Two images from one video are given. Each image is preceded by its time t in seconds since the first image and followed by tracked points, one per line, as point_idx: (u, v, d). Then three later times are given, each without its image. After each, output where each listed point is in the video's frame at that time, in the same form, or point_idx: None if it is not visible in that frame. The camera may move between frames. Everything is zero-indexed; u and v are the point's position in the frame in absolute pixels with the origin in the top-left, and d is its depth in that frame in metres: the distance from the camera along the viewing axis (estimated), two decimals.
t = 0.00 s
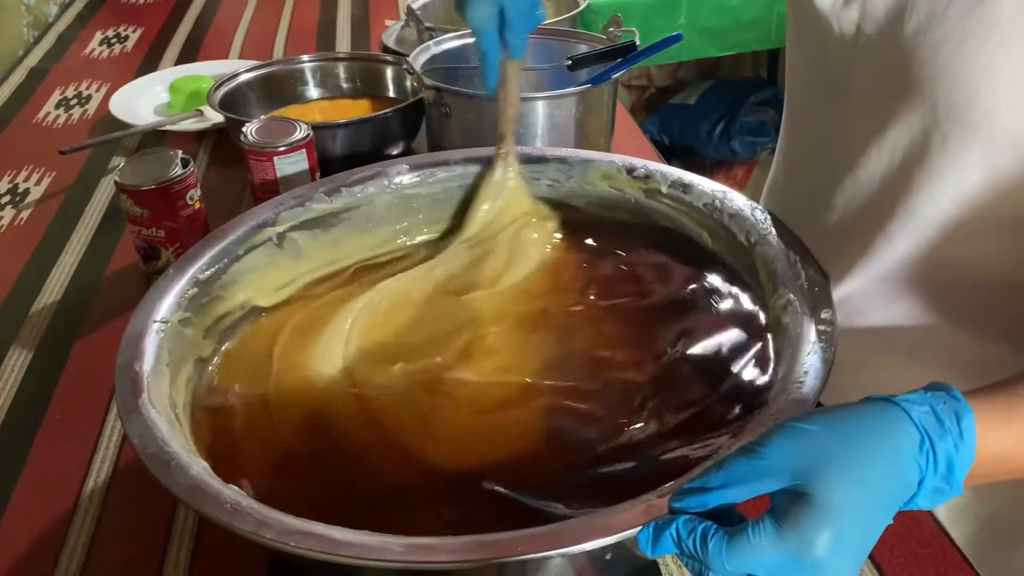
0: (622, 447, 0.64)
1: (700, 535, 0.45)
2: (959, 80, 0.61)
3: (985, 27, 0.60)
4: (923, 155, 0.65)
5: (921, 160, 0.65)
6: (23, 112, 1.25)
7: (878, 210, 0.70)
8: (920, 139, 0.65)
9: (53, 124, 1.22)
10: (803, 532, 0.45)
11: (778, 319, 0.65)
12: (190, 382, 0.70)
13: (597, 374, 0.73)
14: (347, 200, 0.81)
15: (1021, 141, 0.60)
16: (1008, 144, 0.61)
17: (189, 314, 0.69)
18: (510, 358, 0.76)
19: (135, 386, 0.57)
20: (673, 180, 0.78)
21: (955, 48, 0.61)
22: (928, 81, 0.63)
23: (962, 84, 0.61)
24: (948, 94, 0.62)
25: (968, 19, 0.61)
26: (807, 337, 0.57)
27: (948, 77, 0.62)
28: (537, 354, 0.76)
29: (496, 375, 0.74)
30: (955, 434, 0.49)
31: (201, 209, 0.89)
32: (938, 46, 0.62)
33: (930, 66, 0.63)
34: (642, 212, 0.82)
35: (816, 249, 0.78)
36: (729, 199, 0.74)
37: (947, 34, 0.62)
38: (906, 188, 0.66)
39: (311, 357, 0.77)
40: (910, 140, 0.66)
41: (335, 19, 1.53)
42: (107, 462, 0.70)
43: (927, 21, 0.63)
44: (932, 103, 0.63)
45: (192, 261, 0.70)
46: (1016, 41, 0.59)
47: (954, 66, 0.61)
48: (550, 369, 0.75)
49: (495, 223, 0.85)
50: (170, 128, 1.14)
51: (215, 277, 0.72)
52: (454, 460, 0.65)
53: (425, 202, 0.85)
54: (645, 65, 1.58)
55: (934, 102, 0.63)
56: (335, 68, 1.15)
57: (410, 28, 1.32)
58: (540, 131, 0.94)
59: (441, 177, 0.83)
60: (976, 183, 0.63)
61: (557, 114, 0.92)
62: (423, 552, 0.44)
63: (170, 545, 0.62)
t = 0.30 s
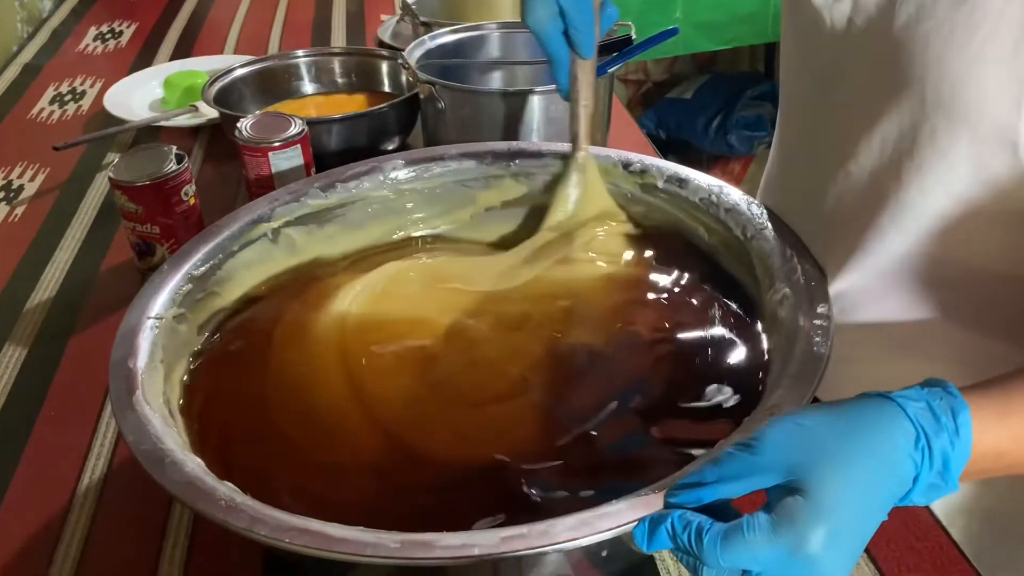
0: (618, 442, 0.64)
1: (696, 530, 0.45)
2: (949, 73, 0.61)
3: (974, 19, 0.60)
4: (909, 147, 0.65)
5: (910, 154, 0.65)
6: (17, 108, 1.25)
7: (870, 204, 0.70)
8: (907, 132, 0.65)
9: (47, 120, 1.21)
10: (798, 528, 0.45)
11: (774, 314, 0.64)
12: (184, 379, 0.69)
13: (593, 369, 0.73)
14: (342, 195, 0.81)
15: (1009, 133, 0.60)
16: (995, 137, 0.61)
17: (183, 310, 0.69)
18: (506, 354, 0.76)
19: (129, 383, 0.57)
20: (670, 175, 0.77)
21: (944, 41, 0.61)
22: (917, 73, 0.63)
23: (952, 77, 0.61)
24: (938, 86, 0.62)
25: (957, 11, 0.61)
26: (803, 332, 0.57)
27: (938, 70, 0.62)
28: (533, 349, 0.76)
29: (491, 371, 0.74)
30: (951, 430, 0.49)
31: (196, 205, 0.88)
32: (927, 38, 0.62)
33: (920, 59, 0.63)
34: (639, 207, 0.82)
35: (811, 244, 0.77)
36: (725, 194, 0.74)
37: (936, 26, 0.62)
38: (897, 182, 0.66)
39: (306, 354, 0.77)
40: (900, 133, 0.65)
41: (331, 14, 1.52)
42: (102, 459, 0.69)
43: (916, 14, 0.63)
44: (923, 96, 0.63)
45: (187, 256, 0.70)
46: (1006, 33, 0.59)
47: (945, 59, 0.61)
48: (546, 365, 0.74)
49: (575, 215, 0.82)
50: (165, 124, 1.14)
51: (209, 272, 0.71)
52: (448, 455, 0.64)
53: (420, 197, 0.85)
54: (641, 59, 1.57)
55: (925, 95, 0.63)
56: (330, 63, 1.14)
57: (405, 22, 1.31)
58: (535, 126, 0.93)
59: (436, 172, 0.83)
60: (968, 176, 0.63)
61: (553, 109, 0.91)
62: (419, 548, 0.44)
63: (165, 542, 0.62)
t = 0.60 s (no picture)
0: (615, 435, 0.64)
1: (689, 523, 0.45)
2: (940, 66, 0.61)
3: (963, 11, 0.60)
4: (903, 139, 0.65)
5: (905, 146, 0.65)
6: (12, 105, 1.25)
7: (865, 197, 0.69)
8: (901, 126, 0.65)
9: (41, 117, 1.21)
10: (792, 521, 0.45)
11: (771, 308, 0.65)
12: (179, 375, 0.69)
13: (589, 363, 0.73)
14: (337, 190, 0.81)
15: (998, 123, 0.60)
16: (983, 128, 0.60)
17: (178, 307, 0.68)
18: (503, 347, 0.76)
19: (124, 379, 0.57)
20: (668, 170, 0.78)
21: (934, 32, 0.61)
22: (908, 66, 0.63)
23: (943, 70, 0.61)
24: (929, 80, 0.62)
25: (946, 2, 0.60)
26: (801, 325, 0.57)
27: (928, 62, 0.62)
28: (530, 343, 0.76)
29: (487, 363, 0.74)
30: (945, 422, 0.49)
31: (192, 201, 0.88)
32: (917, 30, 0.62)
33: (910, 51, 0.63)
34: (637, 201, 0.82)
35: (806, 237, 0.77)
36: (721, 188, 0.74)
37: (926, 18, 0.62)
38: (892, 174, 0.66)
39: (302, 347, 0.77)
40: (892, 125, 0.65)
41: (326, 10, 1.52)
42: (98, 455, 0.69)
43: (906, 6, 0.63)
44: (915, 88, 0.63)
45: (181, 253, 0.70)
46: (995, 25, 0.59)
47: (935, 52, 0.61)
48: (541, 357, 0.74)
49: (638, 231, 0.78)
50: (160, 120, 1.14)
51: (204, 268, 0.71)
52: (444, 450, 0.64)
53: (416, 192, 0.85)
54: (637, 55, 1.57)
55: (918, 87, 0.63)
56: (325, 59, 1.14)
57: (400, 17, 1.31)
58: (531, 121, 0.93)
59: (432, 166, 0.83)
60: (961, 169, 0.63)
61: (548, 104, 0.91)
62: (414, 543, 0.44)
63: (162, 538, 0.62)
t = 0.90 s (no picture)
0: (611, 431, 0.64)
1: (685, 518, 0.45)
2: (938, 64, 0.61)
3: (962, 9, 0.60)
4: (908, 137, 0.65)
5: (907, 143, 0.65)
6: (7, 103, 1.24)
7: (864, 194, 0.70)
8: (901, 123, 0.65)
9: (37, 115, 1.21)
10: (787, 517, 0.45)
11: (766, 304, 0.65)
12: (176, 372, 0.69)
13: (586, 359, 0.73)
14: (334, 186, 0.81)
15: (999, 119, 0.59)
16: (985, 124, 0.60)
17: (174, 304, 0.68)
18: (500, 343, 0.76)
19: (121, 377, 0.57)
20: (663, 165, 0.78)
21: (933, 30, 0.61)
22: (906, 62, 0.63)
23: (941, 68, 0.61)
24: (928, 77, 0.62)
25: None
26: (796, 320, 0.57)
27: (927, 60, 0.62)
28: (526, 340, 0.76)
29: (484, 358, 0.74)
30: (940, 418, 0.49)
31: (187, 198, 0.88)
32: (916, 28, 0.62)
33: (910, 47, 0.63)
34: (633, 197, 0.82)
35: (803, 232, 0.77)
36: (716, 184, 0.74)
37: (925, 16, 0.62)
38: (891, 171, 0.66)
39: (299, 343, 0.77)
40: (890, 122, 0.65)
41: (322, 7, 1.51)
42: (94, 453, 0.69)
43: (906, 3, 0.63)
44: (914, 86, 0.63)
45: (177, 250, 0.69)
46: (994, 22, 0.59)
47: (934, 51, 0.61)
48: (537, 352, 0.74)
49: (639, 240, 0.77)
50: (156, 117, 1.14)
51: (200, 265, 0.71)
52: (441, 447, 0.64)
53: (413, 189, 0.85)
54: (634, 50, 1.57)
55: (917, 85, 0.63)
56: (321, 56, 1.14)
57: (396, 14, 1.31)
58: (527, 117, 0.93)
59: (429, 162, 0.83)
60: (960, 166, 0.62)
61: (544, 100, 0.91)
62: (410, 539, 0.44)
63: (158, 536, 0.62)
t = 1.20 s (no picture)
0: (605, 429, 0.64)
1: (679, 518, 0.45)
2: (936, 64, 0.61)
3: (960, 10, 0.60)
4: (908, 138, 0.65)
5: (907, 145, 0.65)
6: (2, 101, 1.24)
7: (863, 194, 0.70)
8: (900, 125, 0.65)
9: (32, 113, 1.20)
10: (780, 516, 0.45)
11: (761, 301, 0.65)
12: (170, 371, 0.69)
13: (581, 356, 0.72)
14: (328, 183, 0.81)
15: (999, 120, 0.59)
16: (984, 125, 0.60)
17: (168, 304, 0.68)
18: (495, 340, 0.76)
19: (114, 376, 0.57)
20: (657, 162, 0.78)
21: (931, 32, 0.61)
22: (905, 63, 0.63)
23: (940, 69, 0.61)
24: (926, 78, 0.62)
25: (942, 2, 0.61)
26: (790, 317, 0.57)
27: (925, 60, 0.62)
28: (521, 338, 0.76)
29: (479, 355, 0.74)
30: (934, 417, 0.49)
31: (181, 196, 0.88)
32: (915, 31, 0.62)
33: (907, 49, 0.63)
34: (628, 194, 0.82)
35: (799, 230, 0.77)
36: (711, 181, 0.74)
37: (922, 18, 0.62)
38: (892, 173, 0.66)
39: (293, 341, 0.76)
40: (888, 123, 0.65)
41: (318, 5, 1.51)
42: (88, 452, 0.69)
43: (903, 5, 0.63)
44: (913, 87, 0.63)
45: (171, 249, 0.69)
46: (993, 24, 0.59)
47: (931, 52, 0.61)
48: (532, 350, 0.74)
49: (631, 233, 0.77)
50: (151, 116, 1.13)
51: (193, 264, 0.71)
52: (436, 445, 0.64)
53: (407, 186, 0.85)
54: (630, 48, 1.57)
55: (915, 86, 0.63)
56: (316, 53, 1.14)
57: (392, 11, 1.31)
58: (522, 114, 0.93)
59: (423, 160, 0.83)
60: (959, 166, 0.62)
61: (539, 97, 0.91)
62: (403, 538, 0.44)
63: (153, 535, 0.62)
